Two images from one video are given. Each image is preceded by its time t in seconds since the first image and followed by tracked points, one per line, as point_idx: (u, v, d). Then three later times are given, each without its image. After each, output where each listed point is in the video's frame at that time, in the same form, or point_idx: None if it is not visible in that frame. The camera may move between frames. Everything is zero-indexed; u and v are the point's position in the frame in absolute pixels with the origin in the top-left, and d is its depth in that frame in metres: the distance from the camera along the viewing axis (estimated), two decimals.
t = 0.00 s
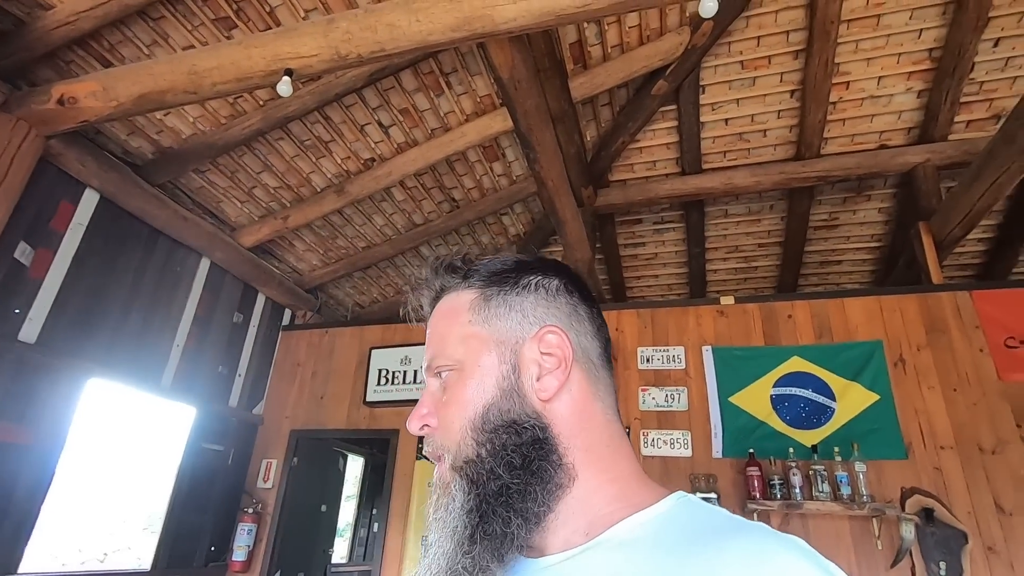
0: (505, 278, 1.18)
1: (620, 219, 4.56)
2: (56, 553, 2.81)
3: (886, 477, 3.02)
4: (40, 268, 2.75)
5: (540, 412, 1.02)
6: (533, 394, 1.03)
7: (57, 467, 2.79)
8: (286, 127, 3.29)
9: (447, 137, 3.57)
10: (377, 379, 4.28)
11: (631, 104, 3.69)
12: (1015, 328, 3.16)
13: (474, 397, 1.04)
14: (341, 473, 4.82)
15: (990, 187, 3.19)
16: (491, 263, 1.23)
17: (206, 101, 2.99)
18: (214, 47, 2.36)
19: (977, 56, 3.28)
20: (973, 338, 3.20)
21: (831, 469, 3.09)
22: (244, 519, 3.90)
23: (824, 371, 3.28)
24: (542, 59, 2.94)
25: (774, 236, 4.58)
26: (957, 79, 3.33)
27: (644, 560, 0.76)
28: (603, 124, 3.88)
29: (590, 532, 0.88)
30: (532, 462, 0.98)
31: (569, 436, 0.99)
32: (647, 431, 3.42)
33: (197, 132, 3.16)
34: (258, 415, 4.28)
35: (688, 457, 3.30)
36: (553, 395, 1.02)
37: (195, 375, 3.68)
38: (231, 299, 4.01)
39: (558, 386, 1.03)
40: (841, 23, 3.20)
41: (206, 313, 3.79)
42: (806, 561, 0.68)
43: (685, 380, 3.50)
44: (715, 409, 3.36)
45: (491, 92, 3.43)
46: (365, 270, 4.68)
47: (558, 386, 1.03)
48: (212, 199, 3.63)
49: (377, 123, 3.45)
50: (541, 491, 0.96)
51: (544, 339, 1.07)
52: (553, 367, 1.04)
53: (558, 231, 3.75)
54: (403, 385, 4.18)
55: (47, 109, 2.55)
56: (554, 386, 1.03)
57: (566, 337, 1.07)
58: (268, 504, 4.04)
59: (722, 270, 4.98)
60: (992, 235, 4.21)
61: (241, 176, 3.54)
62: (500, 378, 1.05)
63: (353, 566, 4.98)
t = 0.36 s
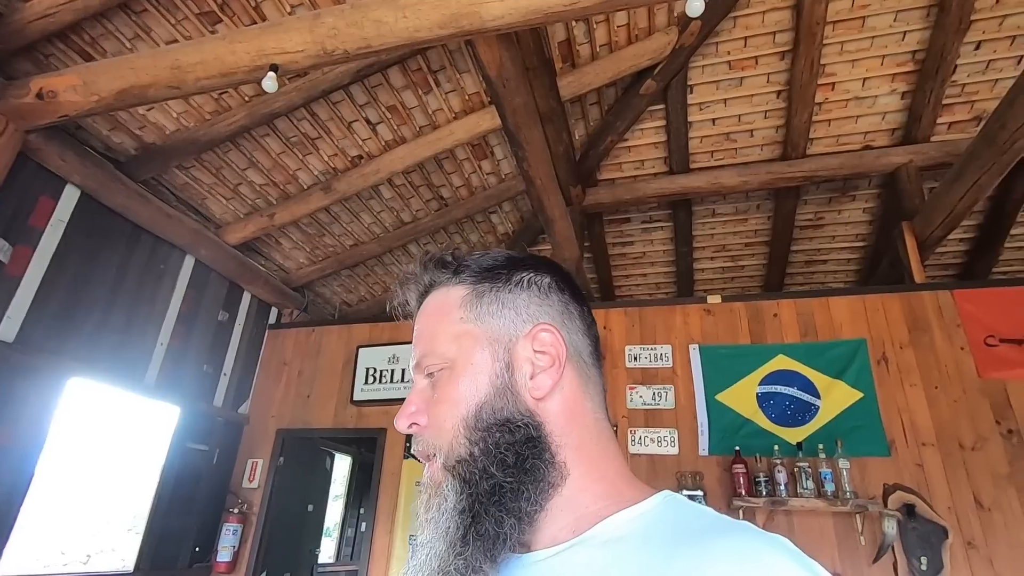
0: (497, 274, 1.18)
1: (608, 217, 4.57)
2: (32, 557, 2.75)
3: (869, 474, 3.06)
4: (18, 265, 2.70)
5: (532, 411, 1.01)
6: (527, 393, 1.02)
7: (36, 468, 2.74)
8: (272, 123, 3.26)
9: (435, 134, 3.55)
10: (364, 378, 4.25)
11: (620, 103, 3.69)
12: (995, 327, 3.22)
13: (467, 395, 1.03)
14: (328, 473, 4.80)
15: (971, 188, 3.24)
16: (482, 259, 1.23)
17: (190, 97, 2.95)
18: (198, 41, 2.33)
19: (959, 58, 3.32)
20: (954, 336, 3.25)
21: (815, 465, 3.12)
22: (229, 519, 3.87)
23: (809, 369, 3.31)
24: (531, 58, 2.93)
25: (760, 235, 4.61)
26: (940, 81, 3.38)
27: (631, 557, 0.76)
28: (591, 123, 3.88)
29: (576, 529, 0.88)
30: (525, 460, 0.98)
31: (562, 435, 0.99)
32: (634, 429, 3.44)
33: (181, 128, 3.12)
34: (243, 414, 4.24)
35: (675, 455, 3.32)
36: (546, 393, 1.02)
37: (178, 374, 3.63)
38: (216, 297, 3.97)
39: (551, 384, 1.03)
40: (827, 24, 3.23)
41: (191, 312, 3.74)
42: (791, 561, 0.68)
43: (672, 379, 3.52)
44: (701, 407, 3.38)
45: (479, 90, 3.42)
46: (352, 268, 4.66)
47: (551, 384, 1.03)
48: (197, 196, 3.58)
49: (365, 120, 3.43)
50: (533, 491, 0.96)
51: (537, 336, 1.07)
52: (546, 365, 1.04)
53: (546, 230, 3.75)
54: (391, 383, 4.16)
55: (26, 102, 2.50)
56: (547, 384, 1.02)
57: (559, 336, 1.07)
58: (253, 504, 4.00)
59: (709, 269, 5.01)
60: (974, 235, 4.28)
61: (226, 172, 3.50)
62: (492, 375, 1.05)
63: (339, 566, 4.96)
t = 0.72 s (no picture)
0: (477, 270, 1.19)
1: (604, 218, 4.58)
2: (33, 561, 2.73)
3: (863, 471, 3.07)
4: (12, 268, 2.70)
5: (513, 408, 1.02)
6: (507, 389, 1.03)
7: (32, 470, 2.74)
8: (267, 125, 3.26)
9: (430, 136, 3.56)
10: (361, 379, 4.25)
11: (614, 104, 3.70)
12: (988, 324, 3.23)
13: (447, 392, 1.04)
14: (325, 474, 4.80)
15: (963, 186, 3.26)
16: (462, 255, 1.23)
17: (184, 99, 2.95)
18: (191, 44, 2.34)
19: (951, 57, 3.34)
20: (947, 334, 3.27)
21: (809, 464, 3.13)
22: (225, 521, 3.87)
23: (803, 367, 3.33)
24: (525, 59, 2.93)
25: (756, 234, 4.63)
26: (932, 80, 3.40)
27: (608, 548, 0.77)
28: (586, 123, 3.89)
29: (554, 522, 0.89)
30: (505, 457, 0.99)
31: (542, 431, 1.01)
32: (630, 428, 3.45)
33: (175, 130, 3.12)
34: (240, 416, 4.25)
35: (671, 454, 3.33)
36: (526, 390, 1.03)
37: (174, 376, 3.63)
38: (212, 299, 3.97)
39: (532, 381, 1.04)
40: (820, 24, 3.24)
41: (186, 314, 3.74)
42: (765, 553, 0.69)
43: (667, 378, 3.53)
44: (697, 406, 3.39)
45: (474, 91, 3.42)
46: (348, 269, 4.66)
47: (532, 381, 1.04)
48: (192, 198, 3.58)
49: (359, 121, 3.43)
50: (514, 488, 0.97)
51: (518, 333, 1.08)
52: (526, 363, 1.05)
53: (541, 230, 3.76)
54: (387, 385, 4.16)
55: (19, 106, 2.50)
56: (528, 381, 1.03)
57: (540, 333, 1.09)
58: (250, 506, 4.00)
59: (706, 268, 5.02)
60: (967, 233, 4.30)
61: (221, 175, 3.50)
62: (473, 372, 1.05)
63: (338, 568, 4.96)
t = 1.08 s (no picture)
0: (477, 271, 1.19)
1: (604, 220, 4.59)
2: (35, 563, 2.74)
3: (865, 472, 3.07)
4: (15, 272, 2.71)
5: (515, 410, 1.03)
6: (510, 392, 1.03)
7: (33, 474, 2.74)
8: (268, 129, 3.27)
9: (430, 139, 3.57)
10: (361, 382, 4.26)
11: (614, 106, 3.71)
12: (988, 324, 3.23)
13: (450, 396, 1.04)
14: (326, 477, 4.80)
15: (962, 187, 3.26)
16: (461, 255, 1.24)
17: (185, 103, 2.96)
18: (192, 49, 2.35)
19: (949, 58, 3.35)
20: (947, 334, 3.27)
21: (811, 465, 3.12)
22: (226, 525, 3.87)
23: (803, 369, 3.33)
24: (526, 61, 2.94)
25: (756, 235, 4.63)
26: (931, 81, 3.40)
27: (614, 546, 0.77)
28: (586, 126, 3.90)
29: (560, 521, 0.89)
30: (509, 460, 0.99)
31: (545, 432, 1.01)
32: (632, 430, 3.45)
33: (176, 134, 3.13)
34: (241, 419, 4.25)
35: (672, 456, 3.33)
36: (529, 392, 1.03)
37: (175, 380, 3.63)
38: (212, 303, 3.98)
39: (534, 383, 1.04)
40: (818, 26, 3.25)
41: (187, 318, 3.75)
42: (773, 554, 0.69)
43: (668, 380, 3.53)
44: (698, 408, 3.39)
45: (474, 95, 3.43)
46: (349, 272, 4.67)
47: (533, 383, 1.04)
48: (193, 202, 3.60)
49: (359, 125, 3.44)
50: (519, 491, 0.97)
51: (519, 335, 1.08)
52: (528, 364, 1.05)
53: (541, 232, 3.77)
54: (388, 387, 4.17)
55: (21, 110, 2.51)
56: (530, 383, 1.04)
57: (541, 334, 1.09)
58: (251, 510, 4.00)
59: (706, 270, 5.02)
60: (968, 234, 4.30)
61: (222, 179, 3.51)
62: (474, 375, 1.05)
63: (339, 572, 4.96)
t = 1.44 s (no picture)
0: (531, 259, 1.20)
1: (599, 220, 4.60)
2: (30, 566, 2.73)
3: (858, 471, 3.09)
4: (8, 273, 2.71)
5: (567, 405, 1.04)
6: (563, 387, 1.05)
7: (27, 476, 2.74)
8: (263, 130, 3.27)
9: (425, 139, 3.57)
10: (356, 383, 4.26)
11: (609, 107, 3.73)
12: (980, 324, 3.26)
13: (503, 383, 1.04)
14: (322, 478, 4.79)
15: (953, 188, 3.29)
16: (514, 241, 1.23)
17: (180, 104, 2.96)
18: (186, 49, 2.34)
19: (941, 60, 3.37)
20: (940, 334, 3.29)
21: (805, 464, 3.14)
22: (222, 526, 3.86)
23: (798, 369, 3.34)
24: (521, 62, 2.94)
25: (751, 236, 4.65)
26: (923, 82, 3.43)
27: (641, 547, 0.79)
28: (581, 127, 3.91)
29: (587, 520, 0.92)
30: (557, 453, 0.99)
31: (594, 431, 1.03)
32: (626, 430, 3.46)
33: (171, 135, 3.12)
34: (236, 420, 4.24)
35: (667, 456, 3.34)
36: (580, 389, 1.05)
37: (169, 382, 3.62)
38: (207, 304, 3.97)
39: (585, 381, 1.07)
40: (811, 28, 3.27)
41: (182, 319, 3.74)
42: (802, 556, 0.68)
43: (663, 380, 3.54)
44: (693, 407, 3.40)
45: (469, 95, 3.43)
46: (344, 273, 4.67)
47: (584, 381, 1.06)
48: (187, 203, 3.59)
49: (355, 126, 3.44)
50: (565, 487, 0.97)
51: (573, 331, 1.11)
52: (581, 362, 1.08)
53: (536, 233, 3.78)
54: (383, 388, 4.18)
55: (14, 111, 2.51)
56: (582, 381, 1.06)
57: (594, 334, 1.12)
58: (246, 511, 4.00)
59: (701, 270, 5.05)
60: (960, 234, 4.33)
61: (216, 179, 3.50)
62: (530, 365, 1.06)
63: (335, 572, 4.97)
